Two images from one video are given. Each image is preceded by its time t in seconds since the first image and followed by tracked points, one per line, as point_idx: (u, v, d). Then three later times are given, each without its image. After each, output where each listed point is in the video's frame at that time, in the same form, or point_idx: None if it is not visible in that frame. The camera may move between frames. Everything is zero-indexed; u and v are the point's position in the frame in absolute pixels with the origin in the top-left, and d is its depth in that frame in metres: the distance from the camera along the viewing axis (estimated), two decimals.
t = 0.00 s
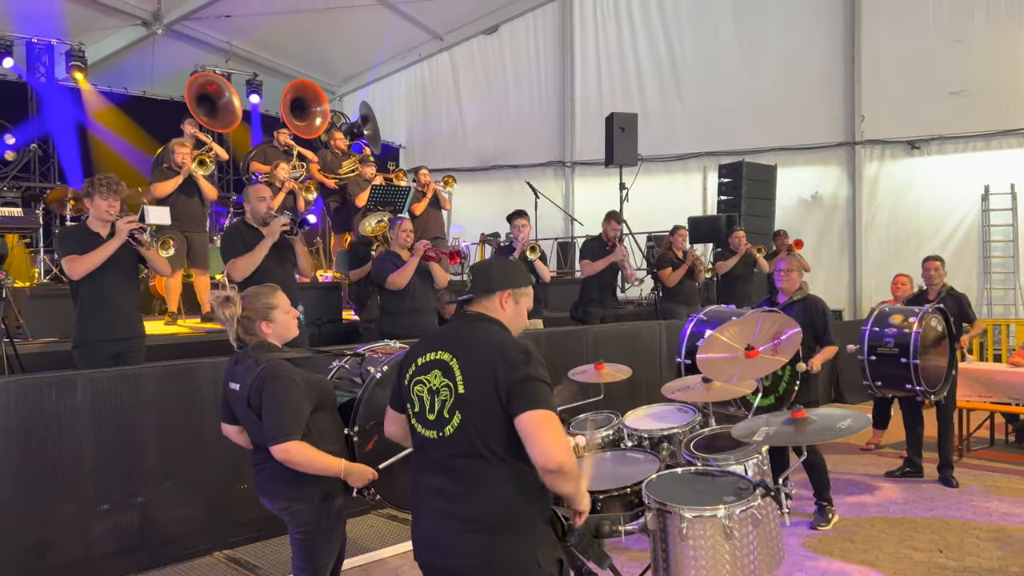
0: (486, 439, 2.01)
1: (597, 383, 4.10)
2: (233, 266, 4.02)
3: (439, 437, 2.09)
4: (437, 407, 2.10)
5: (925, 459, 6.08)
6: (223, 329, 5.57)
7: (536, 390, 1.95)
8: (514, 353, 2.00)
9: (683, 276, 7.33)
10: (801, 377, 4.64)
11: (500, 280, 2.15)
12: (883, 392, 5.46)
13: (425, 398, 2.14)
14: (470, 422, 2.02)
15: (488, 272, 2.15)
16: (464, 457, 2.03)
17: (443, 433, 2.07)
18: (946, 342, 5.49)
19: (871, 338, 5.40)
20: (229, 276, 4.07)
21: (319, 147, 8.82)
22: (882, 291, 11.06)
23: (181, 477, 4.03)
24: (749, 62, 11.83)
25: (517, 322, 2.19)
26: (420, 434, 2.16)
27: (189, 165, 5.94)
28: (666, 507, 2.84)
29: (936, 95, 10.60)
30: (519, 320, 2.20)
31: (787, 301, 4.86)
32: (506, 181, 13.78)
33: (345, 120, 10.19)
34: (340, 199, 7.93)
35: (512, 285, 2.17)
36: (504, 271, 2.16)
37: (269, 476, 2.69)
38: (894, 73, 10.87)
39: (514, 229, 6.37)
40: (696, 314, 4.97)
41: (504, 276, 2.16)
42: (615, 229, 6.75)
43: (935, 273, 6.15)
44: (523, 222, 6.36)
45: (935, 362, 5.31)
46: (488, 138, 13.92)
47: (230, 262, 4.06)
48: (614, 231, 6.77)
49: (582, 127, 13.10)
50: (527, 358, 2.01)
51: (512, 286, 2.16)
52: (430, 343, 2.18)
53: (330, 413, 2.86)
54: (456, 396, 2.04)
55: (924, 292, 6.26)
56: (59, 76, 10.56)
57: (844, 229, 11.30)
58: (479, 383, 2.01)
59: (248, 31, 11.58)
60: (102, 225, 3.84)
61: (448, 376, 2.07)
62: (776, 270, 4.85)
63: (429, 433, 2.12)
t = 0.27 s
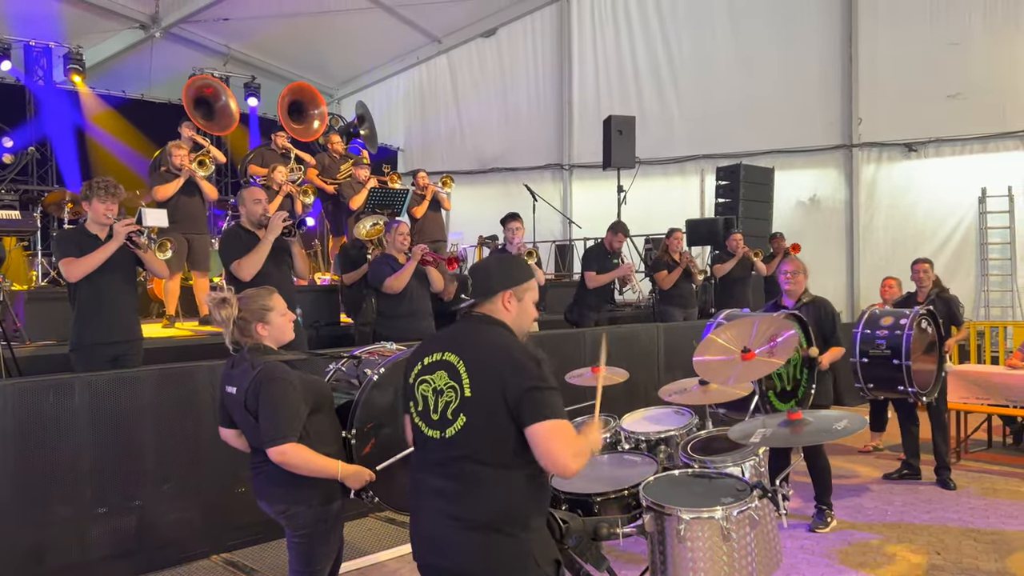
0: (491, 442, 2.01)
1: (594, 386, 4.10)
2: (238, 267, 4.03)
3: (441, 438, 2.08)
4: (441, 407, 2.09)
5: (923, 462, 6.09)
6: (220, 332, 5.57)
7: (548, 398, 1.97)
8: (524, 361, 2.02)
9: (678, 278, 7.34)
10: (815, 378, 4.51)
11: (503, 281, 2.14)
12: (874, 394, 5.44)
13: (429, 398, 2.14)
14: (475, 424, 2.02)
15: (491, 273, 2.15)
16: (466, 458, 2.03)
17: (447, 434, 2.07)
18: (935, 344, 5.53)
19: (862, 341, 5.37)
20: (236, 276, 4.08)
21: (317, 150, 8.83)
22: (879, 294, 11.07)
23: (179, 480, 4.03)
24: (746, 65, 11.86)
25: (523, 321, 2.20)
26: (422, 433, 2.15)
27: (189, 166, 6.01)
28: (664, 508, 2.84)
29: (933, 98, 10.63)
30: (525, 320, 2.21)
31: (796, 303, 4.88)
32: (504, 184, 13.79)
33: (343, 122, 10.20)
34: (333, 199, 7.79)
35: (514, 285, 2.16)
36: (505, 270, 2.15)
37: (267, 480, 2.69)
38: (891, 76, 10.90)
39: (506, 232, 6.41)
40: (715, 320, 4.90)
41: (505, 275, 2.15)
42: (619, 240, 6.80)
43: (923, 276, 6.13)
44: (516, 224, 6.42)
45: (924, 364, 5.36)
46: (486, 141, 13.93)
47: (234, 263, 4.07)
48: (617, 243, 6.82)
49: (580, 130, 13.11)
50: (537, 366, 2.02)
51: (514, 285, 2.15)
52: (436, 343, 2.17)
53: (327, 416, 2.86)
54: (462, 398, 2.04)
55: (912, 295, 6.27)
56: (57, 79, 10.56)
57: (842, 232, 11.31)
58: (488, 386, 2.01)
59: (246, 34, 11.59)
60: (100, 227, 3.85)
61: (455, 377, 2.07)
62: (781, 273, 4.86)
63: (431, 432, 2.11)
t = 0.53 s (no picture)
0: (479, 444, 2.00)
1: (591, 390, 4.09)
2: (240, 271, 4.00)
3: (436, 436, 2.11)
4: (438, 406, 2.13)
5: (920, 465, 6.09)
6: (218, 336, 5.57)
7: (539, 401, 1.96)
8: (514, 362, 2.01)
9: (674, 281, 7.34)
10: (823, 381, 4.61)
11: (511, 287, 2.14)
12: (868, 400, 5.44)
13: (430, 398, 2.18)
14: (464, 424, 2.02)
15: (500, 280, 2.15)
16: (455, 459, 2.04)
17: (441, 433, 2.09)
18: (927, 351, 5.53)
19: (856, 345, 5.39)
20: (239, 279, 4.05)
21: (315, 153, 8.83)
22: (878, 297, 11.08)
23: (176, 484, 4.03)
24: (744, 69, 11.87)
25: (529, 331, 2.17)
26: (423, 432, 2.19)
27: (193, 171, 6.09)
28: (660, 514, 2.84)
29: (931, 101, 10.65)
30: (533, 330, 2.18)
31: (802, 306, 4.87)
32: (502, 187, 13.80)
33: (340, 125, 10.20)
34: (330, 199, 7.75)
35: (524, 293, 2.16)
36: (517, 279, 2.15)
37: (264, 485, 2.68)
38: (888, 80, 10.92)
39: (504, 235, 6.42)
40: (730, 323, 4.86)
41: (513, 283, 2.14)
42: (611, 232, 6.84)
43: (915, 281, 6.12)
44: (514, 227, 6.44)
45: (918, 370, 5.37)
46: (485, 145, 13.94)
47: (236, 266, 4.05)
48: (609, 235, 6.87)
49: (578, 133, 13.12)
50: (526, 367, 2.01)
51: (524, 293, 2.15)
52: (442, 346, 2.23)
53: (323, 422, 2.86)
54: (455, 398, 2.06)
55: (905, 300, 6.27)
56: (55, 83, 10.55)
57: (840, 235, 11.32)
58: (477, 388, 2.01)
59: (245, 37, 11.60)
60: (98, 231, 3.85)
61: (450, 377, 2.10)
62: (787, 276, 4.89)
63: (429, 431, 2.15)
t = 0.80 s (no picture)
0: (486, 446, 2.01)
1: (589, 394, 4.08)
2: (245, 272, 4.03)
3: (443, 434, 2.11)
4: (445, 404, 2.13)
5: (918, 469, 6.09)
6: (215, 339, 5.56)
7: (545, 402, 1.95)
8: (515, 363, 2.00)
9: (670, 283, 7.35)
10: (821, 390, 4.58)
11: (522, 288, 2.13)
12: (865, 400, 5.44)
13: (438, 394, 2.18)
14: (470, 424, 2.02)
15: (512, 281, 2.14)
16: (462, 458, 2.04)
17: (447, 430, 2.09)
18: (927, 352, 5.50)
19: (854, 345, 5.39)
20: (242, 281, 4.06)
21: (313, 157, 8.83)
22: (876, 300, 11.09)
23: (173, 487, 4.02)
24: (742, 73, 11.89)
25: (538, 331, 2.17)
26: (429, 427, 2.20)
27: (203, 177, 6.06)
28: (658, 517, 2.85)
29: (929, 106, 10.67)
30: (541, 330, 2.18)
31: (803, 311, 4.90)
32: (501, 191, 13.82)
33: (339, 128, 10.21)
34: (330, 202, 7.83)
35: (536, 294, 2.15)
36: (527, 279, 2.15)
37: (261, 489, 2.68)
38: (886, 84, 10.94)
39: (507, 238, 6.44)
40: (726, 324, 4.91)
41: (523, 284, 2.14)
42: (599, 234, 6.85)
43: (918, 284, 6.12)
44: (516, 231, 6.43)
45: (917, 370, 5.35)
46: (484, 148, 13.96)
47: (239, 268, 4.06)
48: (597, 235, 6.87)
49: (576, 137, 13.14)
50: (528, 367, 2.00)
51: (535, 293, 2.15)
52: (451, 344, 2.22)
53: (318, 426, 2.86)
54: (462, 397, 2.06)
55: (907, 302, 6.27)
56: (53, 86, 10.57)
57: (838, 239, 11.33)
58: (484, 390, 2.01)
59: (244, 41, 11.61)
60: (96, 235, 3.83)
61: (458, 376, 2.10)
62: (788, 281, 4.91)
63: (436, 427, 2.15)
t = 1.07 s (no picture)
0: (507, 450, 2.03)
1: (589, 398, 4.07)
2: (253, 272, 4.02)
3: (451, 437, 2.10)
4: (458, 407, 2.12)
5: (917, 474, 6.09)
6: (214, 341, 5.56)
7: (578, 413, 2.06)
8: (553, 375, 2.08)
9: (670, 287, 7.35)
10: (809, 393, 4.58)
11: (544, 309, 2.21)
12: (869, 406, 5.44)
13: (448, 397, 2.17)
14: (491, 428, 2.04)
15: (535, 297, 2.20)
16: (474, 462, 2.05)
17: (459, 433, 2.08)
18: (933, 357, 5.49)
19: (857, 352, 5.38)
20: (250, 281, 4.06)
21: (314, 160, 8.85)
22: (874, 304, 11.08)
23: (171, 490, 4.01)
24: (742, 77, 11.91)
25: (552, 350, 2.27)
26: (434, 431, 2.17)
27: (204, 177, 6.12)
28: (654, 522, 2.83)
29: (928, 110, 10.68)
30: (554, 351, 2.27)
31: (796, 314, 4.91)
32: (500, 194, 13.82)
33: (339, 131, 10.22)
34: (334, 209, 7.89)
35: (554, 317, 2.24)
36: (548, 299, 2.23)
37: (259, 492, 2.68)
38: (886, 88, 10.96)
39: (514, 240, 6.38)
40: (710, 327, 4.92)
41: (545, 303, 2.21)
42: (593, 238, 6.86)
43: (926, 288, 6.13)
44: (524, 233, 6.39)
45: (921, 376, 5.33)
46: (483, 151, 13.97)
47: (246, 268, 4.06)
48: (591, 240, 6.88)
49: (576, 140, 13.15)
50: (564, 380, 2.08)
51: (553, 316, 2.23)
52: (465, 348, 2.23)
53: (316, 429, 2.86)
54: (484, 400, 2.07)
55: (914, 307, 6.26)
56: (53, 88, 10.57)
57: (837, 243, 11.34)
58: (513, 394, 2.05)
59: (244, 43, 11.63)
60: (96, 237, 3.83)
61: (480, 380, 2.11)
62: (783, 285, 4.91)
63: (442, 430, 2.14)
